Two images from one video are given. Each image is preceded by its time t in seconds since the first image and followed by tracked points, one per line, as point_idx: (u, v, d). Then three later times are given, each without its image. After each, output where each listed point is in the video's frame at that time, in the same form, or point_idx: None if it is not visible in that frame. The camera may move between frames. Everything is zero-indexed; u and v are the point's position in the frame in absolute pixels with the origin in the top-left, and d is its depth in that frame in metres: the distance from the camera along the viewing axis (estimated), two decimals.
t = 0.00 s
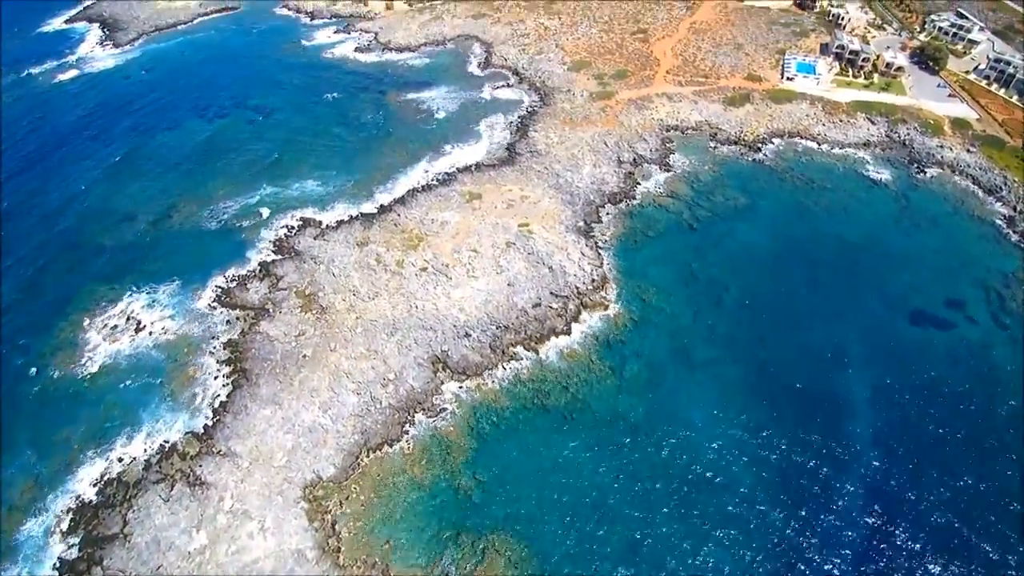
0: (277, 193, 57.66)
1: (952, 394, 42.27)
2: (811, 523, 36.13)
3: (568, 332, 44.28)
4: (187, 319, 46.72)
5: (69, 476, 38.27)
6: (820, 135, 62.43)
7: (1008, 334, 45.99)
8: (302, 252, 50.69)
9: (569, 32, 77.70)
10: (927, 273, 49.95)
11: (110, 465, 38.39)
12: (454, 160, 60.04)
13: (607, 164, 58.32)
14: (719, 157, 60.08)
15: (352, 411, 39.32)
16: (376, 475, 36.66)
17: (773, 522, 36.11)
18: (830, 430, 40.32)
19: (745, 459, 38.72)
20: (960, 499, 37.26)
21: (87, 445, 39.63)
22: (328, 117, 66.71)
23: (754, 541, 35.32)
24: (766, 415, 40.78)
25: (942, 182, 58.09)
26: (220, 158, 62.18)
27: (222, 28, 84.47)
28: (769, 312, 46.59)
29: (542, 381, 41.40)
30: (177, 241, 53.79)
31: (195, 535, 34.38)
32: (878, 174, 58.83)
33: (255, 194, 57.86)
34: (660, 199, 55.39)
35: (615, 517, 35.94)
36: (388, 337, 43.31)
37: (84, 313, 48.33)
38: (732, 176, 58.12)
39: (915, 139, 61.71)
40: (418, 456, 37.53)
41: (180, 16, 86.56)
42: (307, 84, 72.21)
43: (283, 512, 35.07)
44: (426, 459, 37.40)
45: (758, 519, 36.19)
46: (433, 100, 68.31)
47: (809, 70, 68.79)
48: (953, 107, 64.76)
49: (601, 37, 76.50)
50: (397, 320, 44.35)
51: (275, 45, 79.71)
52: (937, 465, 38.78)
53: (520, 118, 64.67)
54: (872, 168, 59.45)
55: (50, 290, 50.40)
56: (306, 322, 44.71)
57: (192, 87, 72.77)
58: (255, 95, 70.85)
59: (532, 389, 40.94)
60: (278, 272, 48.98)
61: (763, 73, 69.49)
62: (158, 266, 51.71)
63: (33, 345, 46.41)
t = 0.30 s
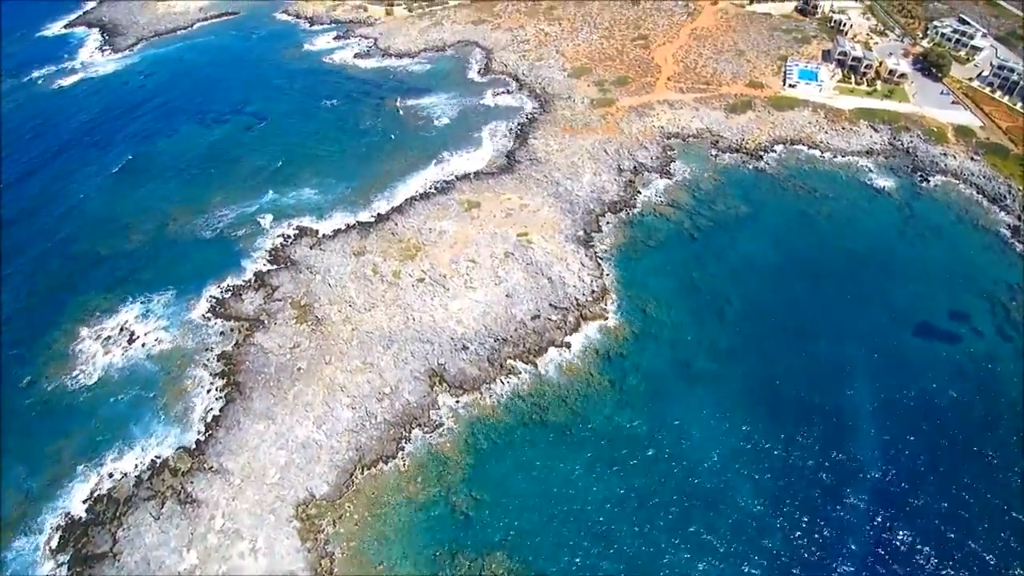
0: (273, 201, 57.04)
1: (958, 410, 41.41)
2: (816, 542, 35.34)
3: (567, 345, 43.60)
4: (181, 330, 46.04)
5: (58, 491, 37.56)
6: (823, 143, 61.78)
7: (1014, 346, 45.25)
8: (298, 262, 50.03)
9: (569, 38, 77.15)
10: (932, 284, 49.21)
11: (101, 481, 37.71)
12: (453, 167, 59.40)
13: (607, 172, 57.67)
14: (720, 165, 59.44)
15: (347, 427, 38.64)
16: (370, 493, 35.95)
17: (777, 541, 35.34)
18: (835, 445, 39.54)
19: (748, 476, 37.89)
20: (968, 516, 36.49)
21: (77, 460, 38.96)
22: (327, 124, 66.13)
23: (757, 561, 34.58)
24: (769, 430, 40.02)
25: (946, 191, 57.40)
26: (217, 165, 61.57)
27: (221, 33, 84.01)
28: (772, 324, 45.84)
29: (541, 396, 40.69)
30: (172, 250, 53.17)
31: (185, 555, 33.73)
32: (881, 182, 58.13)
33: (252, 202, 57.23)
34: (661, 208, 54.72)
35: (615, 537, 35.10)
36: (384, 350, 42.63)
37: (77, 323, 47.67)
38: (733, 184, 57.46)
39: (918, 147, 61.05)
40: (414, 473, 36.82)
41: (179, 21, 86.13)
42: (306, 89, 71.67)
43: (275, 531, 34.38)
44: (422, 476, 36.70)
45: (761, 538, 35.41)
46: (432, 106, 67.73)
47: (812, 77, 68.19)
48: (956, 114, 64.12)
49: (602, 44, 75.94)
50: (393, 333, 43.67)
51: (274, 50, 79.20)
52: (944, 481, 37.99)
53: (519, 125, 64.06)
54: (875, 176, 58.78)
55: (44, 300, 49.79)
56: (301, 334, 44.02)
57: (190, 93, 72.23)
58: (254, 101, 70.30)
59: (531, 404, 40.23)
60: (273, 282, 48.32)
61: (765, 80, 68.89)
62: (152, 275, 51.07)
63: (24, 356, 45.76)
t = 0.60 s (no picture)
0: (270, 209, 56.36)
1: (964, 424, 40.59)
2: (819, 561, 34.52)
3: (566, 357, 42.91)
4: (174, 340, 45.34)
5: (47, 506, 36.86)
6: (826, 150, 61.08)
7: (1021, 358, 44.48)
8: (293, 271, 49.35)
9: (569, 42, 76.54)
10: (937, 294, 48.46)
11: (90, 496, 37.03)
12: (451, 174, 58.71)
13: (608, 180, 56.99)
14: (722, 172, 58.74)
15: (341, 442, 37.93)
16: (364, 511, 35.21)
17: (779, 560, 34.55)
18: (839, 460, 38.69)
19: (751, 493, 37.06)
20: (976, 534, 35.66)
21: (68, 473, 38.28)
22: (324, 129, 65.50)
23: None
24: (772, 444, 39.25)
25: (951, 199, 56.67)
26: (213, 172, 60.91)
27: (220, 36, 83.43)
28: (775, 336, 45.07)
29: (539, 410, 39.96)
30: (167, 257, 52.51)
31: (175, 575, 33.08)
32: (885, 190, 57.40)
33: (247, 209, 56.54)
34: (662, 216, 54.00)
35: (614, 557, 34.33)
36: (379, 362, 41.95)
37: (69, 333, 47.00)
38: (736, 192, 56.74)
39: (922, 154, 60.33)
40: (409, 490, 36.08)
41: (178, 24, 85.61)
42: (304, 94, 71.06)
43: (266, 550, 33.66)
44: (417, 494, 35.96)
45: (764, 557, 34.63)
46: (431, 111, 67.11)
47: (814, 82, 67.54)
48: (960, 120, 63.43)
49: (602, 48, 75.34)
50: (389, 344, 42.99)
51: (273, 54, 78.58)
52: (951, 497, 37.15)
53: (519, 131, 63.42)
54: (879, 184, 58.04)
55: (37, 309, 49.17)
56: (295, 345, 43.33)
57: (188, 98, 71.60)
58: (252, 106, 69.67)
59: (529, 418, 39.52)
60: (268, 292, 47.66)
61: (767, 85, 68.23)
62: (146, 283, 50.41)
63: (16, 366, 45.11)
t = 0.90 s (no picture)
0: (267, 214, 55.71)
1: (973, 439, 39.72)
2: None
3: (567, 369, 42.19)
4: (169, 349, 44.67)
5: (36, 519, 36.18)
6: (831, 156, 60.30)
7: None
8: (291, 278, 48.69)
9: (571, 46, 75.83)
10: (944, 305, 47.62)
11: (81, 509, 36.34)
12: (451, 180, 58.03)
13: (610, 186, 56.27)
14: (726, 179, 58.00)
15: (337, 455, 37.24)
16: (359, 528, 34.50)
17: None
18: (845, 476, 37.85)
19: (756, 512, 36.21)
20: (986, 553, 34.76)
21: (58, 485, 37.61)
22: (324, 133, 64.88)
23: None
24: (777, 459, 38.44)
25: (958, 207, 55.87)
26: (210, 177, 60.26)
27: (221, 38, 82.87)
28: (780, 348, 44.27)
29: (539, 423, 39.25)
30: (164, 264, 51.90)
31: None
32: (891, 198, 56.62)
33: (245, 214, 55.89)
34: (664, 224, 53.27)
35: None
36: (376, 373, 41.26)
37: (63, 340, 46.36)
38: (740, 199, 56.00)
39: (928, 161, 59.54)
40: (405, 506, 35.37)
41: (179, 26, 85.10)
42: (304, 98, 70.43)
43: (258, 567, 32.96)
44: (414, 509, 35.26)
45: None
46: (431, 116, 66.45)
47: (819, 88, 66.77)
48: (967, 127, 62.62)
49: (605, 52, 74.65)
50: (387, 355, 42.30)
51: (274, 57, 78.00)
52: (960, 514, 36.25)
53: (520, 136, 62.75)
54: (885, 191, 57.25)
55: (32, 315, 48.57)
56: (292, 355, 42.66)
57: (188, 101, 71.01)
58: (252, 109, 69.06)
59: (529, 432, 38.81)
60: (265, 300, 46.99)
61: (771, 90, 67.49)
62: (142, 290, 49.78)
63: (9, 375, 44.49)
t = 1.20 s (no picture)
0: (265, 219, 55.06)
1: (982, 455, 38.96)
2: None
3: (567, 381, 41.48)
4: (164, 358, 43.98)
5: (26, 531, 35.56)
6: (836, 163, 59.51)
7: None
8: (288, 285, 48.03)
9: (574, 49, 75.17)
10: (952, 317, 46.81)
11: (71, 523, 35.70)
12: (451, 185, 57.34)
13: (612, 193, 55.55)
14: (730, 186, 57.22)
15: (331, 469, 36.57)
16: (354, 544, 33.82)
17: None
18: (851, 493, 37.09)
19: (760, 532, 35.36)
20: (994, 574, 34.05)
21: (49, 497, 36.98)
22: (324, 137, 64.27)
23: None
24: (781, 475, 37.69)
25: (966, 215, 55.06)
26: (209, 181, 59.67)
27: (222, 40, 82.32)
28: (784, 360, 43.50)
29: (538, 437, 38.53)
30: (161, 270, 51.28)
31: None
32: (897, 206, 55.82)
33: (242, 220, 55.22)
34: (668, 231, 52.53)
35: None
36: (373, 384, 40.58)
37: (57, 347, 45.75)
38: (744, 206, 55.24)
39: (935, 168, 58.74)
40: (401, 522, 34.70)
41: (179, 28, 84.57)
42: (304, 101, 69.87)
43: None
44: (410, 526, 34.57)
45: None
46: (432, 120, 65.81)
47: (824, 93, 65.99)
48: (974, 133, 61.82)
49: (608, 56, 73.95)
50: (384, 365, 41.61)
51: (274, 60, 77.42)
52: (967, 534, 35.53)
53: (521, 141, 62.07)
54: (892, 199, 56.45)
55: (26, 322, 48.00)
56: (287, 364, 41.99)
57: (188, 103, 70.45)
58: (251, 112, 68.47)
59: (528, 445, 38.10)
60: (261, 307, 46.33)
61: (776, 95, 66.75)
62: (138, 296, 49.16)
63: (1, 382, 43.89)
